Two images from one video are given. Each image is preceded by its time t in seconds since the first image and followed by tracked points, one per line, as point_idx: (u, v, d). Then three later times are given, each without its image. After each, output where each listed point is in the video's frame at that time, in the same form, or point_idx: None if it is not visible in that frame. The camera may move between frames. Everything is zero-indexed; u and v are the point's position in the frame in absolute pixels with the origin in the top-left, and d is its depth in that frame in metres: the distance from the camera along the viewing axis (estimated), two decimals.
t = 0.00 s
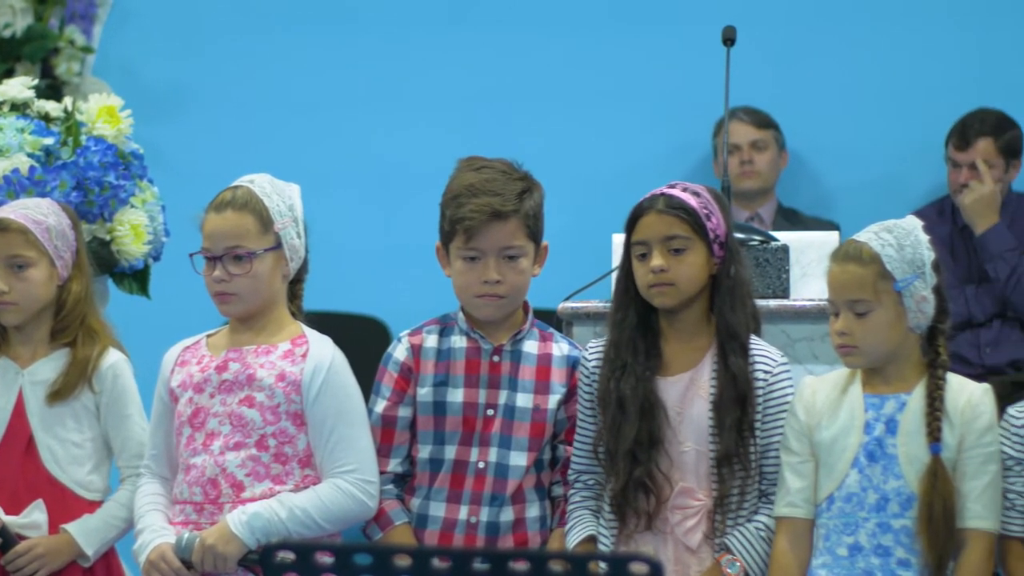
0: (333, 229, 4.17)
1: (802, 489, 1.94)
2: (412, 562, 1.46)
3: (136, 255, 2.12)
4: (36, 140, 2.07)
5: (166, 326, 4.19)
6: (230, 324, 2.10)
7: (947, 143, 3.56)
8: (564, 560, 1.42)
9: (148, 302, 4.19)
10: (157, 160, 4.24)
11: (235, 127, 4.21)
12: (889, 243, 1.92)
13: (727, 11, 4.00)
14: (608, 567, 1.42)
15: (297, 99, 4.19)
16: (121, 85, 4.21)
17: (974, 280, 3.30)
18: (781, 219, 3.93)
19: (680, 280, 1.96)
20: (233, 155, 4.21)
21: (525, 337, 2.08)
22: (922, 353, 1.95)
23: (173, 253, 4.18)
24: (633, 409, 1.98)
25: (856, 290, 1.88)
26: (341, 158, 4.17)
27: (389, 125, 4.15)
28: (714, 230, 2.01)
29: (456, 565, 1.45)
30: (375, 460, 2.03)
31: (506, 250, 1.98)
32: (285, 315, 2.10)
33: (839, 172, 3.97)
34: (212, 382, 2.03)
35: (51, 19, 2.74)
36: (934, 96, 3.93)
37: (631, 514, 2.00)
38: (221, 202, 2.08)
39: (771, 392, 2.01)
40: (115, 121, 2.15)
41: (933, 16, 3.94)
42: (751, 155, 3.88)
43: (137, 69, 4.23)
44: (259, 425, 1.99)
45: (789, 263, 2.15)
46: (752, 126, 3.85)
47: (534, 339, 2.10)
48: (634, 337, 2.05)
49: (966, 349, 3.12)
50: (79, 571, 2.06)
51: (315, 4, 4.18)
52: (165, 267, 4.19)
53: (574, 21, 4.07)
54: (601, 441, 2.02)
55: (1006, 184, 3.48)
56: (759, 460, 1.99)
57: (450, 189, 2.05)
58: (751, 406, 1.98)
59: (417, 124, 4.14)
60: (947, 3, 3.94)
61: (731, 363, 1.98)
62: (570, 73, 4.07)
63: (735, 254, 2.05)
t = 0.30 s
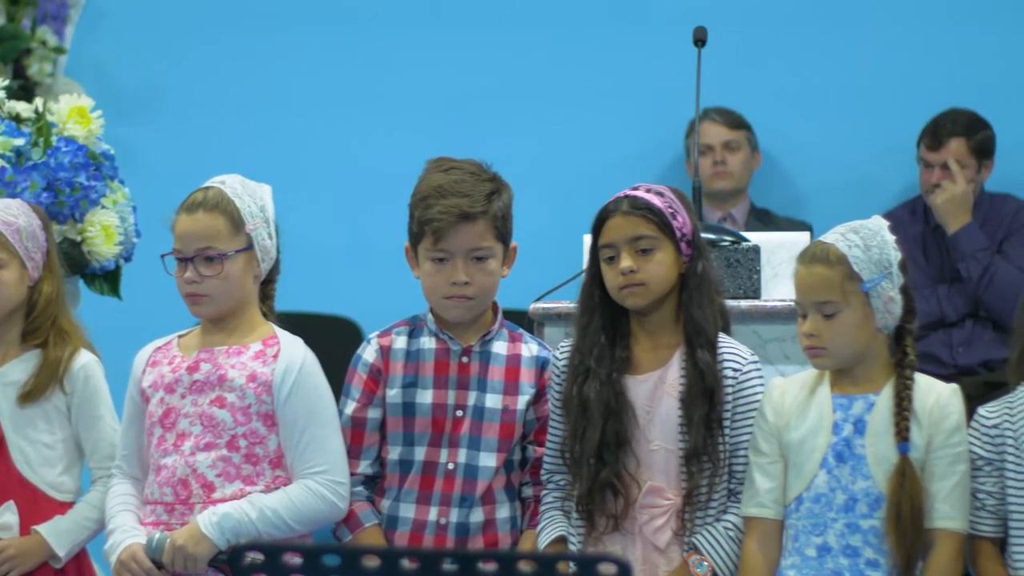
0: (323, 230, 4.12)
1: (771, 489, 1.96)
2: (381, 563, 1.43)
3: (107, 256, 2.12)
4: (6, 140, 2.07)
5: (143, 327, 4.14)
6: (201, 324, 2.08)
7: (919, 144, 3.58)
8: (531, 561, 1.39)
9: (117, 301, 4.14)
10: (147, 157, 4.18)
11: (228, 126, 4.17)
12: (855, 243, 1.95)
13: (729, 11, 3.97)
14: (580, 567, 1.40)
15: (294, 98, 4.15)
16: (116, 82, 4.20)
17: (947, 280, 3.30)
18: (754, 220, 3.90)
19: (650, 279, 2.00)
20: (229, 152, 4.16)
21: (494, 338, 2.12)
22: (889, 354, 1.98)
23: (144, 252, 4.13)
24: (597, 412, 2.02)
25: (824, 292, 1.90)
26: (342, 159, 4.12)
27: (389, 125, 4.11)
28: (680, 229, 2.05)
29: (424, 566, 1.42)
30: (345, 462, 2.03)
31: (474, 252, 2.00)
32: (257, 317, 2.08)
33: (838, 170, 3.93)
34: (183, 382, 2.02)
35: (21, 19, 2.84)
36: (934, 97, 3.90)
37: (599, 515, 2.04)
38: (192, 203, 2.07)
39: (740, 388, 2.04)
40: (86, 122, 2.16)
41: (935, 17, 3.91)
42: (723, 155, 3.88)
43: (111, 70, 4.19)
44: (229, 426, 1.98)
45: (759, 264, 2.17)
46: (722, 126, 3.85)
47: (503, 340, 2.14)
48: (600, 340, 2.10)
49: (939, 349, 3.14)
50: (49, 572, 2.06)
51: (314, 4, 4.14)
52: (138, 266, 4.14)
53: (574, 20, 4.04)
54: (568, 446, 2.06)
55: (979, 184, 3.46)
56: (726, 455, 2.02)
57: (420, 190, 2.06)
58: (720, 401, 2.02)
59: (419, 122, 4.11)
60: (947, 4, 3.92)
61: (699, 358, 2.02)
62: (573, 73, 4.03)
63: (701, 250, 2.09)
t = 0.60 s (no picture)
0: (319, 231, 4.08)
1: (743, 490, 1.98)
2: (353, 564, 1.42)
3: (81, 256, 2.14)
4: None
5: (128, 325, 4.08)
6: (175, 325, 2.05)
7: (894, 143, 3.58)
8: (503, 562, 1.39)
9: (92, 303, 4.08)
10: (139, 155, 4.11)
11: (222, 125, 4.12)
12: (826, 245, 1.97)
13: (732, 10, 3.95)
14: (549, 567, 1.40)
15: (295, 96, 4.11)
16: (108, 79, 4.13)
17: (922, 280, 3.32)
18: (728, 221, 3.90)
19: (625, 281, 2.01)
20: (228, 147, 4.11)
21: (467, 339, 2.15)
22: (861, 354, 2.00)
23: (118, 254, 4.08)
24: (568, 414, 2.04)
25: (795, 293, 1.93)
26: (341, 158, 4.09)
27: (389, 125, 4.09)
28: (655, 231, 2.06)
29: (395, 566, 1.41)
30: (319, 462, 2.02)
31: (446, 251, 2.06)
32: (232, 318, 2.05)
33: (841, 166, 3.91)
34: (156, 383, 1.99)
35: None
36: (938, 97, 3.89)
37: (572, 517, 2.05)
38: (168, 204, 2.02)
39: (716, 390, 2.06)
40: (60, 123, 2.18)
41: (938, 17, 3.90)
42: (699, 156, 3.87)
43: (86, 74, 4.12)
44: (203, 426, 1.96)
45: (733, 264, 2.20)
46: (698, 128, 3.84)
47: (477, 340, 2.16)
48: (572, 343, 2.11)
49: (913, 348, 3.14)
50: (23, 572, 2.06)
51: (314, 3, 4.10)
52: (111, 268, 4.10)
53: (575, 22, 4.03)
54: (540, 448, 2.08)
55: (955, 184, 3.47)
56: (700, 458, 2.03)
57: (392, 191, 2.13)
58: (694, 402, 2.04)
59: (422, 121, 4.08)
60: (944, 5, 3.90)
61: (674, 360, 2.04)
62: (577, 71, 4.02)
63: (676, 252, 2.10)
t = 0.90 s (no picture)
0: (311, 230, 4.02)
1: (717, 491, 1.98)
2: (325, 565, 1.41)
3: (57, 257, 2.14)
4: None
5: (113, 326, 4.04)
6: (149, 324, 2.04)
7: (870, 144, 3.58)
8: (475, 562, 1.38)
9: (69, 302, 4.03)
10: (132, 154, 4.06)
11: (216, 126, 4.05)
12: (800, 245, 1.98)
13: (735, 11, 3.91)
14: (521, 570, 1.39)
15: (294, 96, 4.04)
16: (100, 78, 4.07)
17: (898, 281, 3.31)
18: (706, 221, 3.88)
19: (602, 284, 2.01)
20: (224, 145, 4.04)
21: (443, 339, 2.15)
22: (835, 355, 2.02)
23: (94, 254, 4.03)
24: (544, 416, 2.04)
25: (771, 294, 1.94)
26: (341, 157, 4.03)
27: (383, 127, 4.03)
28: (631, 234, 2.06)
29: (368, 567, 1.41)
30: (294, 462, 2.01)
31: (421, 252, 2.06)
32: (206, 319, 2.05)
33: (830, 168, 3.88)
34: (131, 383, 1.98)
35: None
36: (944, 99, 3.86)
37: (547, 518, 2.05)
38: (144, 203, 2.01)
39: (688, 400, 2.06)
40: (35, 123, 2.18)
41: (937, 17, 3.87)
42: (676, 156, 3.86)
43: (64, 71, 4.07)
44: (178, 427, 1.95)
45: (709, 265, 2.20)
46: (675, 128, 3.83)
47: (453, 341, 2.17)
48: (546, 345, 2.11)
49: (889, 349, 3.14)
50: None
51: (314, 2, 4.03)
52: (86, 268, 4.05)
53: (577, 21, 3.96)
54: (514, 449, 2.07)
55: (931, 185, 3.47)
56: (676, 460, 2.04)
57: (367, 191, 2.13)
58: (672, 405, 2.04)
59: (421, 120, 4.02)
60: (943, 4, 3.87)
61: (651, 363, 2.05)
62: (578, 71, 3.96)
63: (652, 255, 2.11)
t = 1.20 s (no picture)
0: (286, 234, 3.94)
1: (691, 491, 1.98)
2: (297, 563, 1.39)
3: (31, 257, 2.13)
4: None
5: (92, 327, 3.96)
6: (122, 325, 2.04)
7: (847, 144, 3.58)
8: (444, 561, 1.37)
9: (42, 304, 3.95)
10: (129, 155, 3.98)
11: (213, 128, 3.96)
12: (772, 245, 1.98)
13: (741, 10, 3.82)
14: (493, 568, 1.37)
15: (295, 95, 3.96)
16: (96, 78, 3.99)
17: (874, 281, 3.31)
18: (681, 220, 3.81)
19: (577, 285, 2.00)
20: (221, 146, 3.96)
21: (419, 339, 2.15)
22: (808, 354, 2.03)
23: (66, 254, 3.95)
24: (519, 414, 2.04)
25: (744, 294, 1.94)
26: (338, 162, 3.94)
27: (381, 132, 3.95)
28: (606, 235, 2.06)
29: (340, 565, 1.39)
30: (266, 463, 2.02)
31: (395, 252, 2.06)
32: (179, 319, 2.05)
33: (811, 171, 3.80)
34: (103, 383, 1.97)
35: None
36: (957, 100, 3.77)
37: (522, 518, 2.05)
38: (117, 204, 2.00)
39: (663, 396, 2.06)
40: (10, 123, 2.17)
41: (937, 17, 3.78)
42: (652, 157, 3.78)
43: (41, 73, 4.00)
44: (151, 427, 1.95)
45: (683, 265, 2.21)
46: (649, 127, 3.75)
47: (428, 341, 2.17)
48: (520, 345, 2.11)
49: (866, 349, 3.13)
50: None
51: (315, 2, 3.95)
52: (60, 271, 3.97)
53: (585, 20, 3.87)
54: (488, 449, 2.07)
55: (907, 185, 3.47)
56: (651, 460, 2.04)
57: (342, 191, 2.13)
58: (648, 406, 2.04)
59: (416, 124, 3.94)
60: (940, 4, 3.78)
61: (627, 364, 2.05)
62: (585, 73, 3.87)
63: (626, 256, 2.11)
